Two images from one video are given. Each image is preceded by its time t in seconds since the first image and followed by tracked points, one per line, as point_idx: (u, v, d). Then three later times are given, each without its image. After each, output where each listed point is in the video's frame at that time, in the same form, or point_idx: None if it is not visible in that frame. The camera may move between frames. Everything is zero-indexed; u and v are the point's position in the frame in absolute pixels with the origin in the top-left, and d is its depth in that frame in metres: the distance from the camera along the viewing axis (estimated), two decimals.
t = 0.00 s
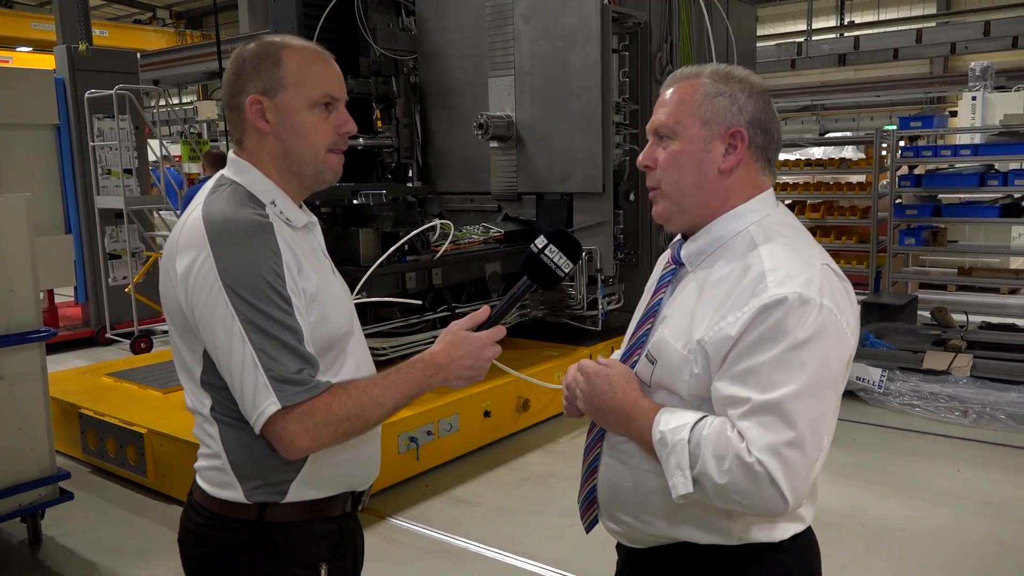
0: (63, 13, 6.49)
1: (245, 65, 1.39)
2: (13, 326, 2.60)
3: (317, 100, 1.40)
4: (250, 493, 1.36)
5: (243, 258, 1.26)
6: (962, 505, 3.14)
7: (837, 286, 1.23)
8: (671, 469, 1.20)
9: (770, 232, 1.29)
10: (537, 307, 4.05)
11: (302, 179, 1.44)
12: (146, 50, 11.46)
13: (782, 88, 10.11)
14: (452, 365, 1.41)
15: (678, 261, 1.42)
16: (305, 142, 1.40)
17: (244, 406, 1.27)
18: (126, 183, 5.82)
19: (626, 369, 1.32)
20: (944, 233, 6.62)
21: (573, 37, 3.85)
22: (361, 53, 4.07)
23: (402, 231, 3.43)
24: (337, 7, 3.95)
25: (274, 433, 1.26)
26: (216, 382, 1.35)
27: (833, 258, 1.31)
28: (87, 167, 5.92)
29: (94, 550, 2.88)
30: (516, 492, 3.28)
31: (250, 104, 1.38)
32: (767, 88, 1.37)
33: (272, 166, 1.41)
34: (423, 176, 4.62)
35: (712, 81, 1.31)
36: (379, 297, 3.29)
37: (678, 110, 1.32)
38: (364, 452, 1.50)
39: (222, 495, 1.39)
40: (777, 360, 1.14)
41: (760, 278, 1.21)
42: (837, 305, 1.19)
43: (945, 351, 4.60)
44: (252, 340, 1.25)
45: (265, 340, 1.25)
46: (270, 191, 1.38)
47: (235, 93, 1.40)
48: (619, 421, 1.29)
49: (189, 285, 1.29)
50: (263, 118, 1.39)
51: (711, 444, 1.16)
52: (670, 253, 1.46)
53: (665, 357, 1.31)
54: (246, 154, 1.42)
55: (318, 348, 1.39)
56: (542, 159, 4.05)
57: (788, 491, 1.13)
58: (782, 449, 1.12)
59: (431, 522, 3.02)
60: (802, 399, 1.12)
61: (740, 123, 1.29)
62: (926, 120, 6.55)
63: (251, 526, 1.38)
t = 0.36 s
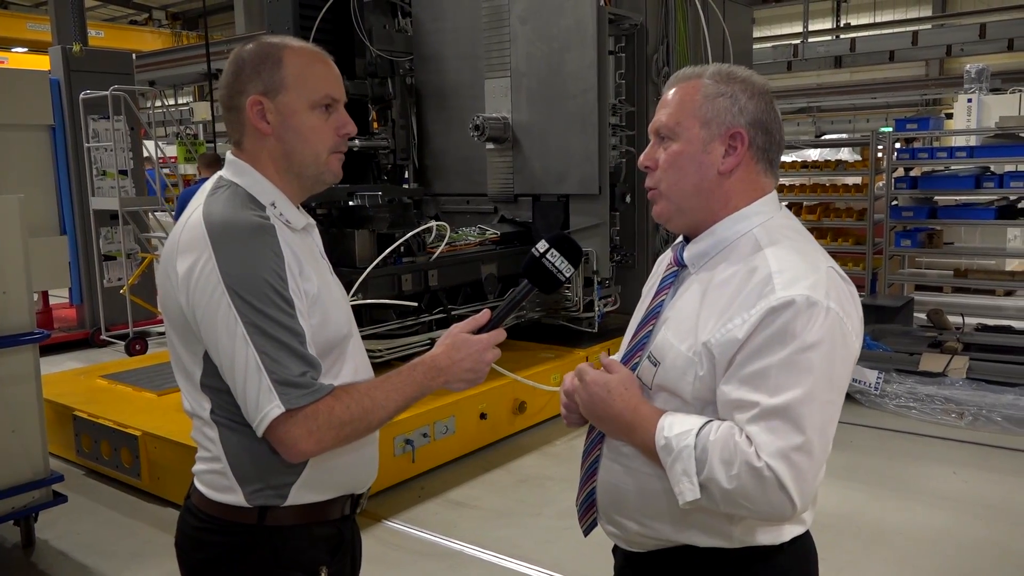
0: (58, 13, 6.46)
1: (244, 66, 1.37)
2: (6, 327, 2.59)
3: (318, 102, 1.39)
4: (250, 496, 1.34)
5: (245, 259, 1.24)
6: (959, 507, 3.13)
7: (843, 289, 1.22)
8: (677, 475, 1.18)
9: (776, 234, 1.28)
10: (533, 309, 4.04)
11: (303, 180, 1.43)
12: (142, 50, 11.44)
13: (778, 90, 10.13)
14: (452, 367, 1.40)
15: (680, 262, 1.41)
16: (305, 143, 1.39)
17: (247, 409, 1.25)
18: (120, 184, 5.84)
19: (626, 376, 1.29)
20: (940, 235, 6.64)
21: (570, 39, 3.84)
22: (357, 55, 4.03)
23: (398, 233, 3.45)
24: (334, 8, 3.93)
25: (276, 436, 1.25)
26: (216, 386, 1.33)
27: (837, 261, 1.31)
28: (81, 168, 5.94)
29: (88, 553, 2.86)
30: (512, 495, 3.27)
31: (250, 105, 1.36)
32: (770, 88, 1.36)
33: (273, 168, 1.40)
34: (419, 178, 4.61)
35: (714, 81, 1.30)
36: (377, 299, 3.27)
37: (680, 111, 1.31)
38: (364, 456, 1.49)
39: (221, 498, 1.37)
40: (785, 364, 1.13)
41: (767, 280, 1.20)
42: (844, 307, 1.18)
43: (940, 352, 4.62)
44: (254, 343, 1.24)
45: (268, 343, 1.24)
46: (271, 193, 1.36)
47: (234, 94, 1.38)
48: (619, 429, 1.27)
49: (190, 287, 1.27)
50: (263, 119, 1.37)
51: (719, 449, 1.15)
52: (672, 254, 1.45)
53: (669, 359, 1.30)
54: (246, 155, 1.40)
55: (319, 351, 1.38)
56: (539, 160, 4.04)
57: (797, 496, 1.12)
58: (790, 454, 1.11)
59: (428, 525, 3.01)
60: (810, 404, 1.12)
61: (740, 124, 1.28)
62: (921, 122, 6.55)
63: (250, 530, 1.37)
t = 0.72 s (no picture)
0: (55, 13, 6.44)
1: (246, 65, 1.36)
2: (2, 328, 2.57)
3: (319, 102, 1.38)
4: (248, 498, 1.32)
5: (244, 258, 1.22)
6: (958, 508, 3.13)
7: (834, 281, 1.21)
8: (687, 479, 1.15)
9: (765, 227, 1.26)
10: (531, 310, 4.03)
11: (304, 179, 1.41)
12: (139, 51, 11.42)
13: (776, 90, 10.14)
14: (453, 368, 1.36)
15: (675, 259, 1.40)
16: (306, 143, 1.37)
17: (247, 411, 1.22)
18: (117, 184, 5.87)
19: (620, 376, 1.22)
20: (938, 235, 6.63)
21: (568, 39, 3.83)
22: (354, 54, 4.05)
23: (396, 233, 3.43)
24: (331, 7, 3.92)
25: (277, 437, 1.22)
26: (217, 387, 1.31)
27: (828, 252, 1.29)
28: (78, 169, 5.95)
29: (84, 554, 2.85)
30: (510, 495, 3.26)
31: (251, 104, 1.35)
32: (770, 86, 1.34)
33: (273, 168, 1.38)
34: (417, 178, 4.60)
35: (709, 79, 1.30)
36: (374, 299, 3.25)
37: (675, 109, 1.31)
38: (363, 457, 1.47)
39: (218, 501, 1.35)
40: (777, 361, 1.11)
41: (754, 276, 1.18)
42: (834, 301, 1.16)
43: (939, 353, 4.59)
44: (255, 343, 1.20)
45: (269, 343, 1.21)
46: (271, 193, 1.34)
47: (235, 94, 1.36)
48: (615, 432, 1.21)
49: (189, 287, 1.24)
50: (263, 119, 1.36)
51: (730, 451, 1.12)
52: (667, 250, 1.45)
53: (661, 356, 1.29)
54: (246, 156, 1.38)
55: (318, 352, 1.35)
56: (537, 160, 4.02)
57: (807, 495, 1.12)
58: (801, 453, 1.11)
59: (426, 526, 3.00)
60: (811, 403, 1.11)
61: (734, 118, 1.27)
62: (919, 123, 6.55)
63: (247, 531, 1.35)
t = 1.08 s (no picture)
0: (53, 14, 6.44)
1: (242, 66, 1.36)
2: None
3: (317, 102, 1.37)
4: (246, 501, 1.32)
5: (240, 259, 1.21)
6: (958, 509, 3.12)
7: (828, 284, 1.20)
8: (679, 476, 1.14)
9: (759, 228, 1.26)
10: (530, 310, 4.04)
11: (302, 180, 1.41)
12: (138, 52, 11.42)
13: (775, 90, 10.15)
14: (453, 367, 1.36)
15: (670, 260, 1.39)
16: (303, 144, 1.36)
17: (245, 411, 1.21)
18: (116, 186, 5.85)
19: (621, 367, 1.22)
20: (938, 235, 6.63)
21: (567, 39, 3.83)
22: (353, 55, 4.05)
23: (395, 234, 3.42)
24: (330, 8, 3.92)
25: (275, 438, 1.21)
26: (214, 388, 1.30)
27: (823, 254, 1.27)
28: (77, 170, 5.92)
29: (82, 556, 2.84)
30: (509, 497, 3.25)
31: (248, 105, 1.34)
32: (770, 88, 1.33)
33: (271, 169, 1.37)
34: (416, 178, 4.60)
35: (708, 80, 1.29)
36: (373, 300, 3.25)
37: (672, 109, 1.31)
38: (361, 457, 1.46)
39: (216, 503, 1.34)
40: (769, 363, 1.11)
41: (746, 277, 1.17)
42: (827, 304, 1.16)
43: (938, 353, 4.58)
44: (253, 344, 1.20)
45: (267, 343, 1.20)
46: (268, 194, 1.34)
47: (231, 94, 1.36)
48: (609, 424, 1.21)
49: (186, 288, 1.24)
50: (260, 120, 1.35)
51: (725, 450, 1.10)
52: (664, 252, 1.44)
53: (656, 358, 1.29)
54: (242, 157, 1.37)
55: (317, 353, 1.34)
56: (536, 161, 4.02)
57: (800, 496, 1.11)
58: (795, 457, 1.10)
59: (425, 527, 2.99)
60: (805, 405, 1.10)
61: (730, 120, 1.26)
62: (918, 123, 6.56)
63: (245, 535, 1.34)
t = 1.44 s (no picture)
0: (55, 15, 6.44)
1: (245, 67, 1.35)
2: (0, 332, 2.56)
3: (320, 105, 1.37)
4: (249, 506, 1.31)
5: (244, 261, 1.20)
6: (960, 511, 3.11)
7: (822, 285, 1.17)
8: (666, 460, 1.11)
9: (755, 228, 1.24)
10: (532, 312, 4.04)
11: (305, 183, 1.40)
12: (140, 53, 11.42)
13: (776, 91, 10.15)
14: (457, 370, 1.35)
15: (668, 262, 1.38)
16: (306, 146, 1.36)
17: (249, 416, 1.20)
18: (117, 187, 5.86)
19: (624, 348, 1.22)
20: (939, 236, 6.63)
21: (568, 40, 3.82)
22: (355, 56, 4.04)
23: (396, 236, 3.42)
24: (331, 9, 3.87)
25: (278, 442, 1.20)
26: (219, 393, 1.29)
27: (820, 257, 1.25)
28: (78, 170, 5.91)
29: (84, 558, 2.84)
30: (511, 498, 3.25)
31: (251, 108, 1.33)
32: (759, 86, 1.31)
33: (273, 172, 1.37)
34: (417, 180, 4.60)
35: (695, 83, 1.28)
36: (375, 302, 3.25)
37: (661, 115, 1.29)
38: (364, 460, 1.46)
39: (219, 507, 1.33)
40: (758, 361, 1.09)
41: (741, 276, 1.15)
42: (821, 305, 1.14)
43: (941, 355, 4.58)
44: (257, 348, 1.19)
45: (271, 348, 1.20)
46: (270, 197, 1.33)
47: (235, 96, 1.35)
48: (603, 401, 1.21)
49: (190, 292, 1.23)
50: (263, 122, 1.34)
51: (716, 440, 1.07)
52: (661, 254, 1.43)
53: (651, 358, 1.28)
54: (245, 159, 1.37)
55: (320, 357, 1.34)
56: (537, 162, 4.02)
57: (786, 495, 1.08)
58: (782, 457, 1.07)
59: (426, 529, 2.98)
60: (795, 405, 1.08)
61: (718, 124, 1.25)
62: (920, 123, 6.55)
63: (249, 539, 1.33)
